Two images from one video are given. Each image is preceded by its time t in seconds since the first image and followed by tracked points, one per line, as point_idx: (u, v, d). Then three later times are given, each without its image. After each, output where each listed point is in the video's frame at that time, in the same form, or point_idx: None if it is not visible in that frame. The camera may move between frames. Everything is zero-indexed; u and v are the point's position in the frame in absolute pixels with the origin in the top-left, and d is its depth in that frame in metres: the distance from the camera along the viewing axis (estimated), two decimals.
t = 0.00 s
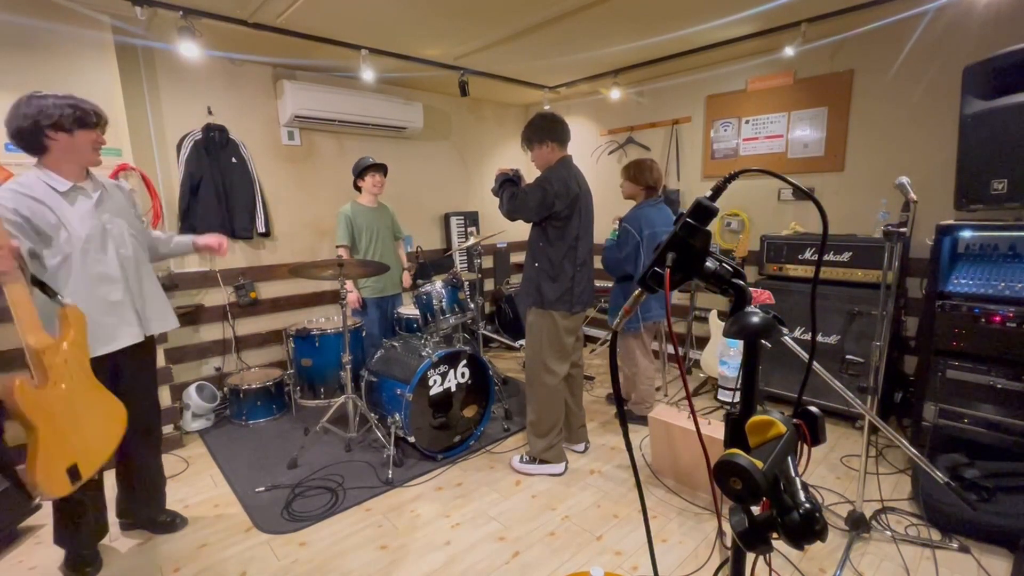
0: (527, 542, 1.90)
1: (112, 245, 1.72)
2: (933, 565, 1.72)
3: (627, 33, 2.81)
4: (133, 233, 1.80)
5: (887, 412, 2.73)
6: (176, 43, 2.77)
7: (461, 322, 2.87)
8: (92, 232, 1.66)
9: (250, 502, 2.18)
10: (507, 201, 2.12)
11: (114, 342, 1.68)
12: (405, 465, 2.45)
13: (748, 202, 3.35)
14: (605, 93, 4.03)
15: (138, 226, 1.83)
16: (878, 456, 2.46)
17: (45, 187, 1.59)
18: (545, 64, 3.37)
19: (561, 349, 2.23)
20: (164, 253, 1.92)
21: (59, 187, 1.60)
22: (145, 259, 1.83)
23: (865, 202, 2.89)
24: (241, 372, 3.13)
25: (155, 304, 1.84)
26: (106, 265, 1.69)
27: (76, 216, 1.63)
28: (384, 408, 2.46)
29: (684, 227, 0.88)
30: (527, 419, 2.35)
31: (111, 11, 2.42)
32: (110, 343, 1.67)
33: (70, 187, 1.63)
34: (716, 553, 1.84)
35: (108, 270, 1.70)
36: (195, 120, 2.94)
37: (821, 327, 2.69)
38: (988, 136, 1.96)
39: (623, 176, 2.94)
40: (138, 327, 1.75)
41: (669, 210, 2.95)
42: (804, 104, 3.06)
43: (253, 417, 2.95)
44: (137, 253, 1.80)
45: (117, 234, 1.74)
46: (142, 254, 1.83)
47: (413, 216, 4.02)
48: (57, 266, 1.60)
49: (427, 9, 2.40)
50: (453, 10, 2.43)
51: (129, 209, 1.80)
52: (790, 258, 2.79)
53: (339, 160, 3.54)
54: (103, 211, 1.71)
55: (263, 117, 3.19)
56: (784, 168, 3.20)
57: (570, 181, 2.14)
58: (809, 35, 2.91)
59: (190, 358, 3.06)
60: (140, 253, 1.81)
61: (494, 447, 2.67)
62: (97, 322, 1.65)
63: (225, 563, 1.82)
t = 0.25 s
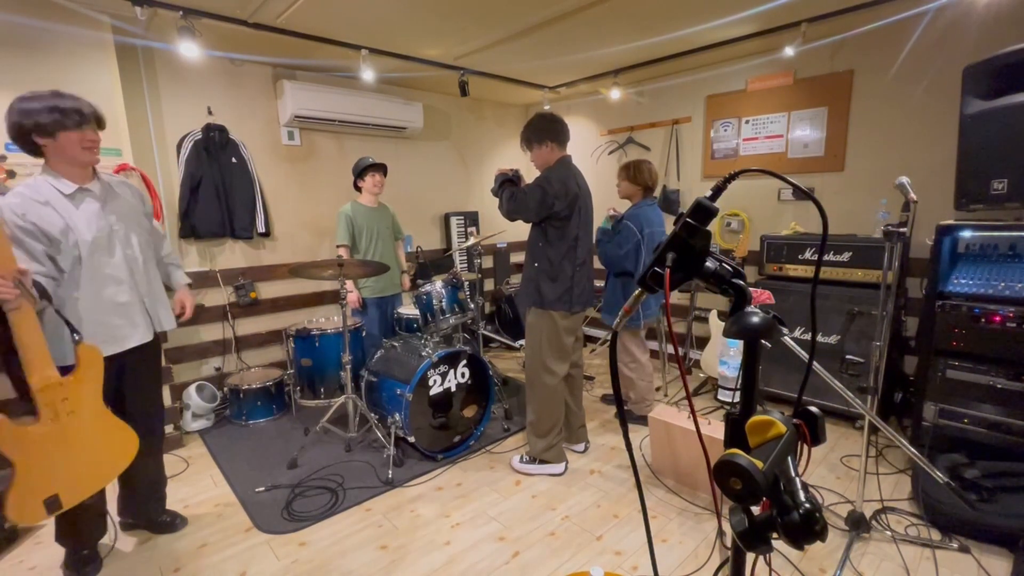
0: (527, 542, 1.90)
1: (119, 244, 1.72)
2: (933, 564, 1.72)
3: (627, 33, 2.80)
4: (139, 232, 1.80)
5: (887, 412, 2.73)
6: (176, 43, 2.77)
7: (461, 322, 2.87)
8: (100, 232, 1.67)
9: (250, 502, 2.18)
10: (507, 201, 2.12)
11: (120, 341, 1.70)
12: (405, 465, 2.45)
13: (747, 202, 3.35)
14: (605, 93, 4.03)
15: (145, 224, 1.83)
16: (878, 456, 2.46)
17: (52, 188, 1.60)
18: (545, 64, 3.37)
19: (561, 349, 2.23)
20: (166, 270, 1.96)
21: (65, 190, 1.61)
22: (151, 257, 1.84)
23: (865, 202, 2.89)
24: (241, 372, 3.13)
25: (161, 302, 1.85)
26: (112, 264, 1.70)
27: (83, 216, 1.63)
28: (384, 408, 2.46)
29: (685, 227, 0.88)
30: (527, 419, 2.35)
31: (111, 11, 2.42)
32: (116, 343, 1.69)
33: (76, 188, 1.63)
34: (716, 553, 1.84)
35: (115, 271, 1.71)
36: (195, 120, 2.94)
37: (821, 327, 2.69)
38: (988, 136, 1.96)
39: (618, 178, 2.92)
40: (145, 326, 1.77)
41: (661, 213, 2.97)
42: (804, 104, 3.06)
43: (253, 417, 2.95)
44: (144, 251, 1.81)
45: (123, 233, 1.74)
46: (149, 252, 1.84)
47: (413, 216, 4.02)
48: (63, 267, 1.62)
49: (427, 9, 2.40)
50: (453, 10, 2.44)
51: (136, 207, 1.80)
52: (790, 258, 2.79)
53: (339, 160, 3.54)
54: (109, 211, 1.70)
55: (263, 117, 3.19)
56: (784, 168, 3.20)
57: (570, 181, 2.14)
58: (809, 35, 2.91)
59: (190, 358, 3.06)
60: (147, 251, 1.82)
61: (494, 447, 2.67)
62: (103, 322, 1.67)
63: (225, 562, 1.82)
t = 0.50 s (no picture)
0: (526, 542, 1.90)
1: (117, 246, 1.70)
2: (933, 564, 1.72)
3: (627, 33, 2.80)
4: (144, 233, 1.76)
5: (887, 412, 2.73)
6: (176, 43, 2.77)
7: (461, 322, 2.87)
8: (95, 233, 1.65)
9: (250, 502, 2.18)
10: (506, 201, 2.12)
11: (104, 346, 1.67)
12: (405, 465, 2.45)
13: (747, 202, 3.35)
14: (605, 93, 4.03)
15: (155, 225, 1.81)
16: (878, 456, 2.46)
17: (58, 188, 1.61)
18: (545, 64, 3.37)
19: (561, 349, 2.23)
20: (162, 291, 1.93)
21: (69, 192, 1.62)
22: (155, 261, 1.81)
23: (865, 201, 2.89)
24: (241, 372, 3.13)
25: (159, 308, 1.81)
26: (105, 267, 1.68)
27: (80, 216, 1.62)
28: (384, 408, 2.46)
29: (684, 227, 0.88)
30: (527, 419, 2.35)
31: (111, 11, 2.41)
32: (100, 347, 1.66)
33: (80, 188, 1.63)
34: (716, 553, 1.84)
35: (109, 274, 1.69)
36: (195, 120, 2.94)
37: (821, 327, 2.69)
38: (988, 136, 1.96)
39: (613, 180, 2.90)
40: (134, 333, 1.72)
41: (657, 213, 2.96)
42: (804, 104, 3.06)
43: (253, 417, 2.95)
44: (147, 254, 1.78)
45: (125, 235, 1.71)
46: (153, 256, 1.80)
47: (413, 216, 4.02)
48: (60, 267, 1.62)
49: (427, 9, 2.41)
50: (453, 10, 2.44)
51: (147, 208, 1.78)
52: (790, 258, 2.79)
53: (338, 160, 3.54)
54: (112, 212, 1.69)
55: (263, 117, 3.19)
56: (784, 168, 3.20)
57: (570, 181, 2.14)
58: (809, 35, 2.91)
59: (191, 358, 3.06)
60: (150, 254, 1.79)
61: (494, 447, 2.67)
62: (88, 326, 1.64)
63: (225, 562, 1.82)
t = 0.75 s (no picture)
0: (526, 542, 1.90)
1: (106, 250, 1.68)
2: (933, 564, 1.72)
3: (627, 33, 2.80)
4: (136, 235, 1.74)
5: (887, 412, 2.73)
6: (176, 43, 2.77)
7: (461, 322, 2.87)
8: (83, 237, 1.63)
9: (250, 502, 2.18)
10: (506, 201, 2.12)
11: (92, 352, 1.66)
12: (405, 465, 2.46)
13: (748, 202, 3.35)
14: (605, 93, 4.04)
15: (150, 227, 1.79)
16: (878, 456, 2.46)
17: (46, 190, 1.59)
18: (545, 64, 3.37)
19: (561, 350, 2.23)
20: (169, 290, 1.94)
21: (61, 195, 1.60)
22: (148, 264, 1.79)
23: (865, 201, 2.89)
24: (241, 372, 3.13)
25: (151, 312, 1.79)
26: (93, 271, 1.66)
27: (68, 219, 1.61)
28: (384, 408, 2.46)
29: (685, 227, 0.88)
30: (527, 419, 2.35)
31: (111, 11, 2.42)
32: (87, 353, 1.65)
33: (70, 190, 1.61)
34: (716, 553, 1.84)
35: (97, 278, 1.67)
36: (195, 120, 2.94)
37: (821, 327, 2.69)
38: (988, 136, 1.96)
39: (610, 180, 2.89)
40: (121, 339, 1.71)
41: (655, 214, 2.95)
42: (804, 104, 3.06)
43: (253, 417, 2.95)
44: (139, 257, 1.76)
45: (115, 238, 1.69)
46: (146, 259, 1.78)
47: (413, 216, 4.02)
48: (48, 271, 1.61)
49: (428, 9, 2.41)
50: (453, 10, 2.44)
51: (142, 210, 1.76)
52: (790, 258, 2.79)
53: (339, 160, 3.54)
54: (102, 214, 1.67)
55: (263, 117, 3.19)
56: (784, 168, 3.20)
57: (569, 181, 2.14)
58: (809, 35, 2.91)
59: (191, 358, 3.06)
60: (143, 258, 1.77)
61: (494, 447, 2.67)
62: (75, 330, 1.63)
63: (225, 562, 1.82)
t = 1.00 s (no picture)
0: (526, 542, 1.90)
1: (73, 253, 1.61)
2: (933, 564, 1.72)
3: (627, 33, 2.80)
4: (104, 238, 1.66)
5: (887, 412, 2.73)
6: (176, 43, 2.77)
7: (461, 322, 2.87)
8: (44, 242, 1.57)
9: (250, 501, 2.18)
10: (505, 201, 2.12)
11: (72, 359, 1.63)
12: (405, 465, 2.45)
13: (748, 202, 3.35)
14: (605, 93, 4.04)
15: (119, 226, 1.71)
16: (878, 456, 2.46)
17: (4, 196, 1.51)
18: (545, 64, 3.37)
19: (561, 349, 2.23)
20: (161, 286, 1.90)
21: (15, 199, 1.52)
22: (123, 266, 1.72)
23: (865, 201, 2.89)
24: (241, 372, 3.13)
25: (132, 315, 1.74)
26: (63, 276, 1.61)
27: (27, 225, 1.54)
28: (384, 408, 2.46)
29: (685, 227, 0.88)
30: (527, 419, 2.35)
31: (111, 11, 2.42)
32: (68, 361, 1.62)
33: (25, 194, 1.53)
34: (716, 552, 1.84)
35: (67, 285, 1.61)
36: (195, 120, 2.94)
37: (821, 326, 2.69)
38: (988, 136, 1.96)
39: (612, 180, 2.88)
40: (100, 344, 1.66)
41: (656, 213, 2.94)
42: (804, 104, 3.06)
43: (253, 417, 2.95)
44: (111, 259, 1.69)
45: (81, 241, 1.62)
46: (120, 260, 1.71)
47: (413, 216, 4.02)
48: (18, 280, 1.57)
49: (428, 9, 2.41)
50: (453, 10, 2.44)
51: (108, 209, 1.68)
52: (790, 258, 2.79)
53: (339, 160, 3.54)
54: (63, 218, 1.59)
55: (263, 117, 3.19)
56: (784, 168, 3.20)
57: (569, 181, 2.14)
58: (809, 36, 2.91)
59: (191, 358, 3.06)
60: (116, 260, 1.70)
61: (494, 447, 2.66)
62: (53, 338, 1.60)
63: (225, 563, 1.82)
